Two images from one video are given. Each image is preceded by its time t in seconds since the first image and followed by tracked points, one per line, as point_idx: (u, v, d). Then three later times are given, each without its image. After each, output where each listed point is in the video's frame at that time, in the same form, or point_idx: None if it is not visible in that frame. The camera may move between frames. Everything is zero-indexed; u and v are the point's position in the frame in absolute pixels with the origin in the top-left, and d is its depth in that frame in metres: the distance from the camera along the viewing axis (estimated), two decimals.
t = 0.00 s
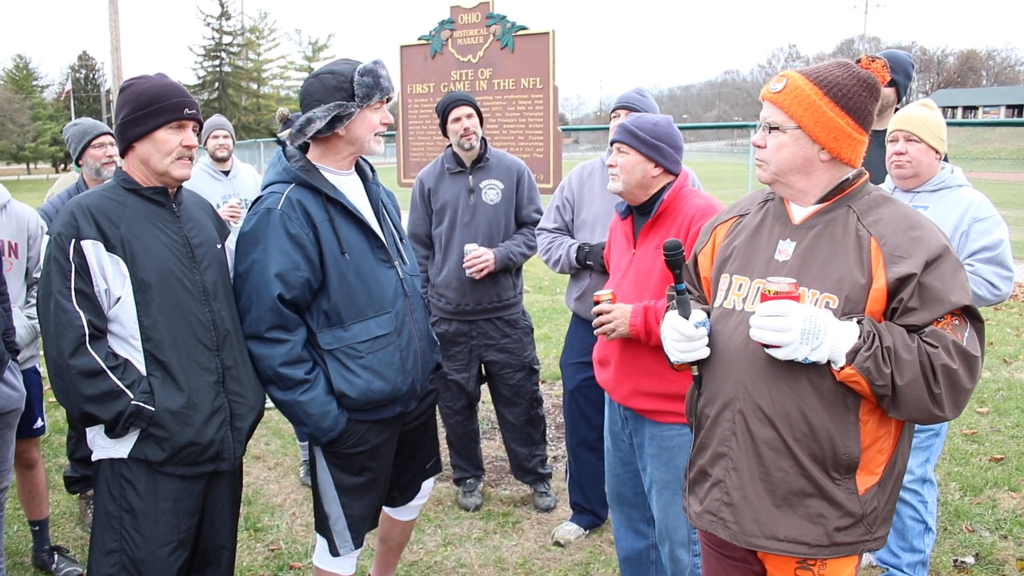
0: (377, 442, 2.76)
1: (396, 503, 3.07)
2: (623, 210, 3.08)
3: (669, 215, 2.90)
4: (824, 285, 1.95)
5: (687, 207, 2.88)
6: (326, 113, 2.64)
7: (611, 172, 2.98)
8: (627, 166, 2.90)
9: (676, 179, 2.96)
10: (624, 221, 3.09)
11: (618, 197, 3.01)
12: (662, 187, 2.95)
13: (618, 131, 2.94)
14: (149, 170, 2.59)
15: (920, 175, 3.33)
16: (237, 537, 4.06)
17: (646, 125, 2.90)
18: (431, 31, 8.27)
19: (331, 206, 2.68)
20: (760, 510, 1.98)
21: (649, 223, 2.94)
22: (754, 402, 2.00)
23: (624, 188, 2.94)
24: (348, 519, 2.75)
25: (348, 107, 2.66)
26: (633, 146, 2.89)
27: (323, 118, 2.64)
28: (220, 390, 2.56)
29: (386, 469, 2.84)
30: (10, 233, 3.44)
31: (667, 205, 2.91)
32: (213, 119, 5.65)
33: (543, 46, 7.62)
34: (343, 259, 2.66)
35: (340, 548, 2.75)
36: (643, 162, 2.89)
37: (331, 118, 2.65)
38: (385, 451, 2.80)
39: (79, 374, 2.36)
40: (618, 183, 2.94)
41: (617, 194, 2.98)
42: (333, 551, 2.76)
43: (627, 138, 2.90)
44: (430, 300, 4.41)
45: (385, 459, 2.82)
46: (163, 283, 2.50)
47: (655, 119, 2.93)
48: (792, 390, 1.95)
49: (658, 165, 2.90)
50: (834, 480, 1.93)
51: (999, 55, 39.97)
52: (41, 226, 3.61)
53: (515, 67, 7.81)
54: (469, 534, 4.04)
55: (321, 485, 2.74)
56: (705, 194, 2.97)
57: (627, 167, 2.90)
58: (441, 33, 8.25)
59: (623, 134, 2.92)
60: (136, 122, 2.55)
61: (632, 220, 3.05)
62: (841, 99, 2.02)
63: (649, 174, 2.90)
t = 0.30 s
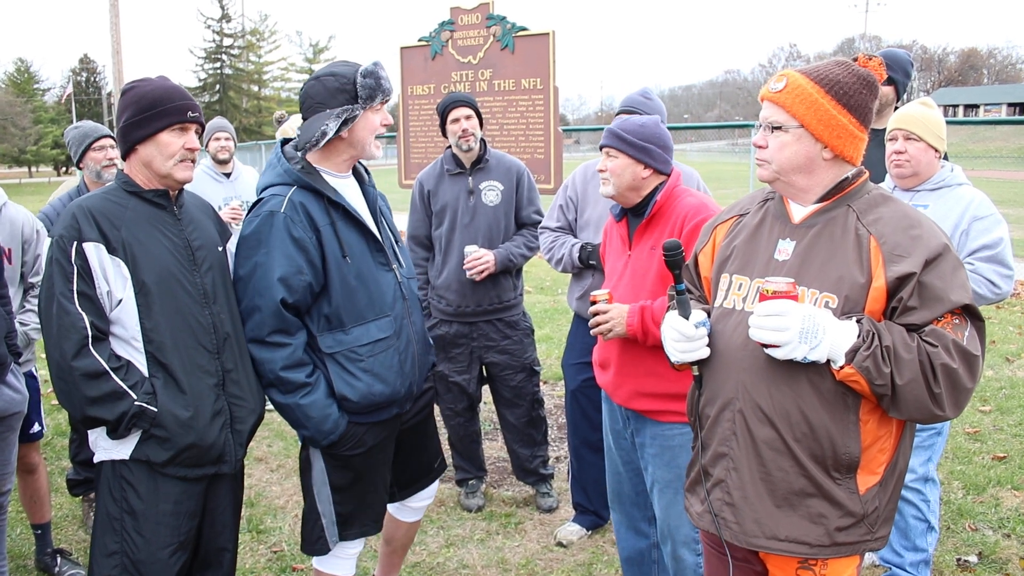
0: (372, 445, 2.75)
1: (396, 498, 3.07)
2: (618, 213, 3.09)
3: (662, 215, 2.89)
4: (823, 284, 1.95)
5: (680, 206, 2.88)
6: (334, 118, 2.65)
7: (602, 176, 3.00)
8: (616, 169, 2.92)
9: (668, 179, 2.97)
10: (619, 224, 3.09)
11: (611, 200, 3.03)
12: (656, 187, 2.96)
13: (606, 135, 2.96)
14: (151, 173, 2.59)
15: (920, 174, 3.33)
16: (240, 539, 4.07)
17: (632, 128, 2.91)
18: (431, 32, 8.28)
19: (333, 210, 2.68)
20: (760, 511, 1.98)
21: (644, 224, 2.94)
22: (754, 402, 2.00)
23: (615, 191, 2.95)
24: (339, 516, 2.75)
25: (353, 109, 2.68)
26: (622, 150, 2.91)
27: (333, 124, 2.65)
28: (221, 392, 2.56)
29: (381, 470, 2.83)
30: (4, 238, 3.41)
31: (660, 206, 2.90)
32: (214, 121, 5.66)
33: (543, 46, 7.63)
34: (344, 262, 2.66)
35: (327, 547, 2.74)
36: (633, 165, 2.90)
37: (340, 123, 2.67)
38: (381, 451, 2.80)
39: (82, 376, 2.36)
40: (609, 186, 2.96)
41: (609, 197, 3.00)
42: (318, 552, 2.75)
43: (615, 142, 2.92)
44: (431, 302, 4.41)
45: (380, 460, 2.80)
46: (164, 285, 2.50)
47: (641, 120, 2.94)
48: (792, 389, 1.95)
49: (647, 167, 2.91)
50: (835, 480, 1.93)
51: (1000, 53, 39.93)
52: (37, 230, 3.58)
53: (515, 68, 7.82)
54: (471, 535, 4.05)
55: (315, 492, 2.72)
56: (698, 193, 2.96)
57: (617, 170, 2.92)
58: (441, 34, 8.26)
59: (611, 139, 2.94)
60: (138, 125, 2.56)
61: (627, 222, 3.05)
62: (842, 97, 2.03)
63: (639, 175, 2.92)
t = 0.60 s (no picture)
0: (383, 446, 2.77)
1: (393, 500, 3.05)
2: (613, 217, 3.09)
3: (656, 217, 2.89)
4: (822, 285, 1.95)
5: (673, 209, 2.87)
6: (313, 118, 2.65)
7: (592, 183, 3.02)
8: (603, 177, 2.94)
9: (661, 182, 2.96)
10: (614, 226, 3.09)
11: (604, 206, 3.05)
12: (649, 190, 2.96)
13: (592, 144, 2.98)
14: (148, 176, 2.59)
15: (917, 175, 3.33)
16: (239, 542, 4.06)
17: (615, 133, 2.93)
18: (430, 34, 8.29)
19: (332, 216, 2.68)
20: (758, 511, 1.98)
21: (638, 227, 2.94)
22: (753, 402, 2.00)
23: (605, 199, 2.99)
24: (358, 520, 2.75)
25: (333, 108, 2.67)
26: (606, 157, 2.92)
27: (314, 125, 2.64)
28: (216, 396, 2.56)
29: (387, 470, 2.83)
30: None
31: (653, 209, 2.90)
32: (211, 124, 5.66)
33: (542, 49, 7.64)
34: (346, 266, 2.66)
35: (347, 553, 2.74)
36: (617, 171, 2.92)
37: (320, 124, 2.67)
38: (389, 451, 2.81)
39: (77, 379, 2.36)
40: (600, 194, 2.99)
41: (600, 204, 3.03)
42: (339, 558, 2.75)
43: (599, 150, 2.93)
44: (429, 305, 4.41)
45: (387, 460, 2.82)
46: (160, 289, 2.50)
47: (624, 125, 2.95)
48: (790, 389, 1.95)
49: (632, 172, 2.91)
50: (833, 480, 1.93)
51: (998, 55, 40.01)
52: (21, 233, 3.30)
53: (514, 70, 7.83)
54: (470, 538, 4.04)
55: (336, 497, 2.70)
56: (692, 194, 2.95)
57: (603, 177, 2.94)
58: (440, 37, 8.27)
59: (596, 147, 2.95)
60: (136, 127, 2.56)
61: (622, 224, 3.05)
62: (851, 97, 2.05)
63: (625, 181, 2.92)
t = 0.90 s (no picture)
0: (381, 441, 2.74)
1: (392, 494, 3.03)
2: (610, 212, 3.07)
3: (653, 216, 2.88)
4: (824, 283, 1.95)
5: (670, 208, 2.86)
6: (315, 117, 2.63)
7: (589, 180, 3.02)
8: (599, 173, 2.94)
9: (658, 180, 2.94)
10: (611, 223, 3.07)
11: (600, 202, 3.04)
12: (646, 188, 2.95)
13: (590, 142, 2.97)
14: (144, 173, 2.58)
15: (913, 173, 3.32)
16: (237, 540, 4.05)
17: (613, 130, 2.92)
18: (428, 32, 8.27)
19: (329, 215, 2.65)
20: (758, 511, 1.97)
21: (635, 225, 2.93)
22: (753, 401, 1.99)
23: (602, 195, 2.97)
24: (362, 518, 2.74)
25: (334, 107, 2.66)
26: (603, 155, 2.92)
27: (317, 125, 2.63)
28: (213, 395, 2.55)
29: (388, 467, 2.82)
30: None
31: (650, 208, 2.89)
32: (210, 121, 5.66)
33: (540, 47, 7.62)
34: (343, 266, 2.64)
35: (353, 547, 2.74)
36: (613, 168, 2.91)
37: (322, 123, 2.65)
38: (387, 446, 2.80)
39: (73, 378, 2.35)
40: (596, 191, 2.98)
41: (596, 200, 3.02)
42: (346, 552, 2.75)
43: (598, 147, 2.93)
44: (427, 302, 4.40)
45: (387, 455, 2.81)
46: (156, 288, 2.49)
47: (622, 123, 2.94)
48: (791, 389, 1.94)
49: (628, 169, 2.90)
50: (833, 480, 1.93)
51: (996, 53, 40.02)
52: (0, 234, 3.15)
53: (513, 67, 7.81)
54: (468, 535, 4.03)
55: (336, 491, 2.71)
56: (689, 193, 2.94)
57: (599, 174, 2.93)
58: (438, 34, 8.25)
59: (593, 145, 2.95)
60: (131, 125, 2.54)
61: (619, 220, 3.03)
62: (856, 95, 2.05)
63: (620, 179, 2.91)
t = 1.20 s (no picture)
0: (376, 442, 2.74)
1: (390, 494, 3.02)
2: (612, 211, 3.07)
3: (655, 215, 2.87)
4: (830, 284, 1.94)
5: (672, 207, 2.85)
6: (308, 112, 2.62)
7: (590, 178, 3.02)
8: (599, 172, 2.93)
9: (660, 179, 2.93)
10: (613, 222, 3.07)
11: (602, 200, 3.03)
12: (648, 187, 2.94)
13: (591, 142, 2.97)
14: (146, 171, 2.57)
15: (912, 172, 3.31)
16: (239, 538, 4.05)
17: (613, 130, 2.91)
18: (430, 30, 8.25)
19: (327, 212, 2.64)
20: (761, 513, 1.96)
21: (637, 224, 2.92)
22: (758, 402, 1.98)
23: (602, 193, 2.96)
24: (348, 514, 2.75)
25: (328, 104, 2.64)
26: (603, 154, 2.91)
27: (306, 121, 2.62)
28: (215, 394, 2.55)
29: (385, 468, 2.82)
30: None
31: (652, 207, 2.88)
32: (213, 120, 5.66)
33: (543, 45, 7.61)
34: (341, 263, 2.64)
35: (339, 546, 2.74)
36: (612, 167, 2.90)
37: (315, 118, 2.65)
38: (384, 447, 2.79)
39: (75, 379, 2.35)
40: (596, 189, 2.97)
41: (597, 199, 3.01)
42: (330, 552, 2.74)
43: (598, 147, 2.92)
44: (429, 301, 4.39)
45: (384, 456, 2.80)
46: (158, 288, 2.48)
47: (622, 122, 2.93)
48: (796, 389, 1.93)
49: (627, 168, 2.89)
50: (837, 481, 1.92)
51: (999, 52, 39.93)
52: None
53: (515, 66, 7.80)
54: (470, 534, 4.03)
55: (330, 489, 2.70)
56: (691, 192, 2.92)
57: (599, 173, 2.93)
58: (440, 32, 8.24)
59: (593, 145, 2.94)
60: (133, 123, 2.54)
61: (621, 219, 3.02)
62: (863, 94, 2.03)
63: (620, 178, 2.91)
